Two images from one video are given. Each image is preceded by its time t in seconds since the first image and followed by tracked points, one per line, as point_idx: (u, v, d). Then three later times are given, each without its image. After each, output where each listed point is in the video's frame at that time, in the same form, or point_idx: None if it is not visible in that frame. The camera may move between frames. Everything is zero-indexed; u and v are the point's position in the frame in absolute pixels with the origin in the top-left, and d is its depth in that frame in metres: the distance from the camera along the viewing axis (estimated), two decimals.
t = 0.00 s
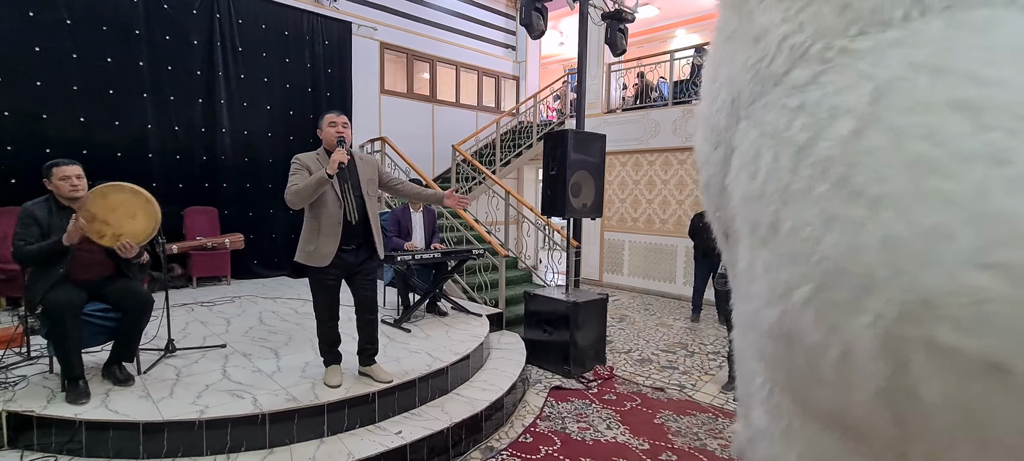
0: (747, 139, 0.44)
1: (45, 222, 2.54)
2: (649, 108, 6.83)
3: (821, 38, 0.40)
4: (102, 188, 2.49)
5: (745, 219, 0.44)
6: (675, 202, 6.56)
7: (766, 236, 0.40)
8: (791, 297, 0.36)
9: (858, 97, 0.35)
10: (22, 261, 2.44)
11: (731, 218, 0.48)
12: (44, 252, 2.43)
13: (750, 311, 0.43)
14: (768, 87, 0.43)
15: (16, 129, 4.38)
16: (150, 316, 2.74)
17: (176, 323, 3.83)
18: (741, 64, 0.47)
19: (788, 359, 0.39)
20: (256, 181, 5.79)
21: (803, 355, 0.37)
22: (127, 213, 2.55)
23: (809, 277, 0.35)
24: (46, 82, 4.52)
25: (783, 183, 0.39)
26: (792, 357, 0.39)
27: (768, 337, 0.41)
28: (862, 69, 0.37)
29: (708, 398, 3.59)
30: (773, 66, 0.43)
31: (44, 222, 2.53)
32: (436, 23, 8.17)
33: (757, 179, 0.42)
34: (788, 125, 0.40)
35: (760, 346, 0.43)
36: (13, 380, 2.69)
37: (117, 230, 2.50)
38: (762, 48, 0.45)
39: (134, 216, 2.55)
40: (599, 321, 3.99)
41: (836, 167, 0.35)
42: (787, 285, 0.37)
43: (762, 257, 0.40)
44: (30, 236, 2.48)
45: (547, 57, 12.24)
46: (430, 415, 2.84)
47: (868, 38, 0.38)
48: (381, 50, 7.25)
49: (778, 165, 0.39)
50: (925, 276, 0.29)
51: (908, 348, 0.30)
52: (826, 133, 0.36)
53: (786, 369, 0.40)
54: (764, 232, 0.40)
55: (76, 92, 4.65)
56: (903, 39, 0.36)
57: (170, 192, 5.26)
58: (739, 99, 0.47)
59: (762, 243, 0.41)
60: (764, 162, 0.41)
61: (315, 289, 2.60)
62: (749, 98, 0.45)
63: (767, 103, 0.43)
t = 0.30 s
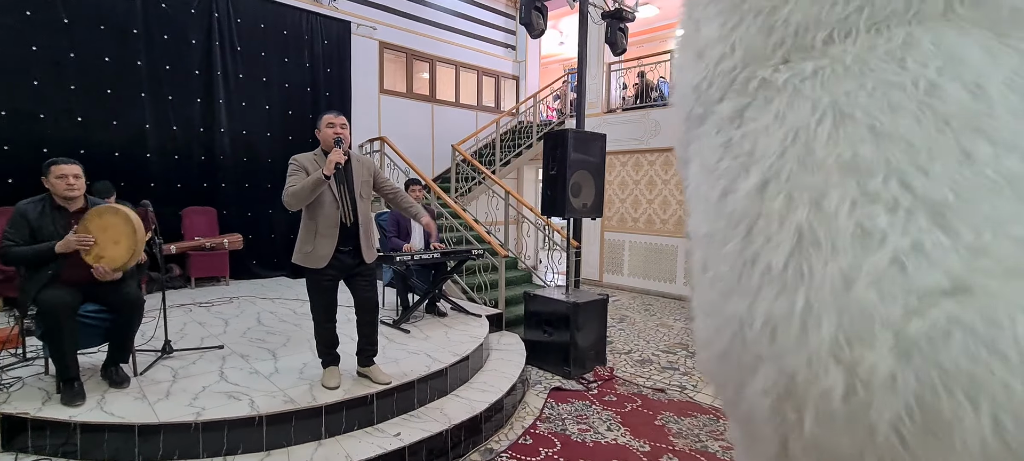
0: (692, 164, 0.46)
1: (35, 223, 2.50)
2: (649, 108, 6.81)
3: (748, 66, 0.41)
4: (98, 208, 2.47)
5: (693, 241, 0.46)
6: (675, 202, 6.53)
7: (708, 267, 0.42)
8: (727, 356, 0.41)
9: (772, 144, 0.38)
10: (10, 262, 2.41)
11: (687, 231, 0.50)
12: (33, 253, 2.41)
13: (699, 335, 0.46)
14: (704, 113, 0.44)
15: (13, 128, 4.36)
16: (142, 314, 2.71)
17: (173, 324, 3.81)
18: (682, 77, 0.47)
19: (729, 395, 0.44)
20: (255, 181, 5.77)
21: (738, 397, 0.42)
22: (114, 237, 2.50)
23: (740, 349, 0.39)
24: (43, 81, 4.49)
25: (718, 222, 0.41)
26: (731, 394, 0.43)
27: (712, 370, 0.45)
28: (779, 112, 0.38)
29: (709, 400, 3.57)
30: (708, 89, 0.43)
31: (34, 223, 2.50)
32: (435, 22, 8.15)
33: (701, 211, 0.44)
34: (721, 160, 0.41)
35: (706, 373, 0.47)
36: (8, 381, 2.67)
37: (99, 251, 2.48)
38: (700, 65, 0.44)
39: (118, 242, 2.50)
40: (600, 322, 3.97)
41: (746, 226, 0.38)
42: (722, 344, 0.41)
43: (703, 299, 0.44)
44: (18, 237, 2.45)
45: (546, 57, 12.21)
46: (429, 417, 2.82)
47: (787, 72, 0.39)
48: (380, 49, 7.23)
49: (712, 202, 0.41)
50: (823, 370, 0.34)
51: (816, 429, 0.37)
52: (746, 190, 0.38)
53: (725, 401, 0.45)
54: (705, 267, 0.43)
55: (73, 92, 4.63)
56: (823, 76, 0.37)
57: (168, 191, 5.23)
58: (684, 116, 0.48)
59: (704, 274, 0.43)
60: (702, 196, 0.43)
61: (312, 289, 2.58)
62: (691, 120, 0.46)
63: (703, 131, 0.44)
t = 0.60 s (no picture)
0: (738, 198, 0.34)
1: (39, 224, 2.50)
2: (649, 109, 6.82)
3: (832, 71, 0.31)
4: (112, 221, 2.49)
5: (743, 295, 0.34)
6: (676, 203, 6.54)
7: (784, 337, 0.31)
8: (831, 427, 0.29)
9: (891, 161, 0.28)
10: (12, 263, 2.42)
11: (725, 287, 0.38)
12: (35, 255, 2.42)
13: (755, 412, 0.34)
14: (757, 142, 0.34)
15: (12, 129, 4.35)
16: (143, 318, 2.69)
17: (173, 325, 3.80)
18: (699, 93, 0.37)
19: None
20: (255, 182, 5.76)
21: None
22: (127, 251, 2.53)
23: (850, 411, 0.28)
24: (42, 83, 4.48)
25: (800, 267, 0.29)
26: None
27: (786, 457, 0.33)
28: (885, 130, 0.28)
29: (710, 401, 3.56)
30: (769, 103, 0.33)
31: (39, 225, 2.50)
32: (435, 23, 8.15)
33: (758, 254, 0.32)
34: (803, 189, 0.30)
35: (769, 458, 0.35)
36: (8, 384, 2.66)
37: (111, 263, 2.50)
38: (745, 72, 0.34)
39: (132, 256, 2.52)
40: (601, 323, 3.96)
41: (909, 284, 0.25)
42: (821, 414, 0.29)
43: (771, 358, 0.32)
44: (22, 238, 2.45)
45: (547, 57, 12.22)
46: (429, 420, 2.81)
47: (883, 76, 0.30)
48: (380, 50, 7.22)
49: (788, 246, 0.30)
50: None
51: None
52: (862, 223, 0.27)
53: None
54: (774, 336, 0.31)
55: (72, 93, 4.61)
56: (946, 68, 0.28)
57: (168, 192, 5.22)
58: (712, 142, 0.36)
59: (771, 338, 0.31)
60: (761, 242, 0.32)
61: (313, 292, 2.57)
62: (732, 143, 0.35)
63: (768, 155, 0.33)
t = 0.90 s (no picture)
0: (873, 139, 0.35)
1: (51, 224, 2.52)
2: (649, 109, 6.82)
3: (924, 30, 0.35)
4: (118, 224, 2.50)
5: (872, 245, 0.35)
6: (676, 203, 6.54)
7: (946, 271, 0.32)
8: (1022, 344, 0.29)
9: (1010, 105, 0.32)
10: (19, 264, 2.42)
11: (821, 252, 0.39)
12: (42, 258, 2.43)
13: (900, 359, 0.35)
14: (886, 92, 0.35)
15: (13, 130, 4.34)
16: (146, 319, 2.69)
17: (174, 327, 3.80)
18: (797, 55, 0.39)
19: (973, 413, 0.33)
20: (255, 183, 5.75)
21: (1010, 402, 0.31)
22: (134, 254, 2.54)
23: None
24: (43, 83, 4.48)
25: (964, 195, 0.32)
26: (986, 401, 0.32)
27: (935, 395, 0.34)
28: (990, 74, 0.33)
29: (711, 402, 3.56)
30: (932, 52, 0.35)
31: (50, 225, 2.51)
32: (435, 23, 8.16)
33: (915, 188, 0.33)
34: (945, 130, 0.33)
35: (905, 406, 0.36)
36: (9, 385, 2.66)
37: (118, 265, 2.51)
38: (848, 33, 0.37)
39: (138, 259, 2.54)
40: (601, 324, 3.96)
41: None
42: None
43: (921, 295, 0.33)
44: (31, 238, 2.46)
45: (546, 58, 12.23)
46: (431, 421, 2.81)
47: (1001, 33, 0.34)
48: (380, 51, 7.22)
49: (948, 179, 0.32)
50: None
51: None
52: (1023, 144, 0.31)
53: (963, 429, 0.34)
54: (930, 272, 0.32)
55: (73, 94, 4.61)
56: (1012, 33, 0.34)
57: (168, 193, 5.22)
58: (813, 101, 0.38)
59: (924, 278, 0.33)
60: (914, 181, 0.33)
61: (315, 293, 2.57)
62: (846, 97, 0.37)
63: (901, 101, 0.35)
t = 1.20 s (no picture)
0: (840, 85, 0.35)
1: (57, 224, 2.53)
2: (649, 109, 6.82)
3: None
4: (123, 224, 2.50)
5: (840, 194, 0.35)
6: (676, 203, 6.55)
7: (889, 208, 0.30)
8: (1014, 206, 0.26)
9: (996, 38, 0.30)
10: (21, 261, 2.41)
11: (808, 212, 0.38)
12: (46, 255, 2.42)
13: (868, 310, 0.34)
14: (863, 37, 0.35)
15: (13, 131, 4.35)
16: (150, 320, 2.70)
17: (174, 327, 3.80)
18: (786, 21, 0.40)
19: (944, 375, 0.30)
20: (255, 183, 5.75)
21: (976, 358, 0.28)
22: (138, 255, 2.54)
23: None
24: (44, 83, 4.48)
25: (933, 133, 0.29)
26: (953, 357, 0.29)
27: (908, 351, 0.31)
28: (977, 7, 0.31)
29: (711, 402, 3.57)
30: None
31: (56, 225, 2.53)
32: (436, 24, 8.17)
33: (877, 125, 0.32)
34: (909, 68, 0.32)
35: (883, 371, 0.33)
36: (11, 386, 2.67)
37: (122, 266, 2.52)
38: None
39: (142, 260, 2.53)
40: (602, 325, 3.96)
41: None
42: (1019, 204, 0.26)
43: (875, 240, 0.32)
44: (35, 237, 2.46)
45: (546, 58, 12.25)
46: (432, 422, 2.81)
47: None
48: (380, 51, 7.23)
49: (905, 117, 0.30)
50: None
51: None
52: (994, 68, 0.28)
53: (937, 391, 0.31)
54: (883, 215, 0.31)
55: (73, 95, 4.61)
56: None
57: (168, 194, 5.22)
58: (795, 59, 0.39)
59: (876, 220, 0.31)
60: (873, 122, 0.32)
61: (316, 294, 2.57)
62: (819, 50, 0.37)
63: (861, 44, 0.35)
